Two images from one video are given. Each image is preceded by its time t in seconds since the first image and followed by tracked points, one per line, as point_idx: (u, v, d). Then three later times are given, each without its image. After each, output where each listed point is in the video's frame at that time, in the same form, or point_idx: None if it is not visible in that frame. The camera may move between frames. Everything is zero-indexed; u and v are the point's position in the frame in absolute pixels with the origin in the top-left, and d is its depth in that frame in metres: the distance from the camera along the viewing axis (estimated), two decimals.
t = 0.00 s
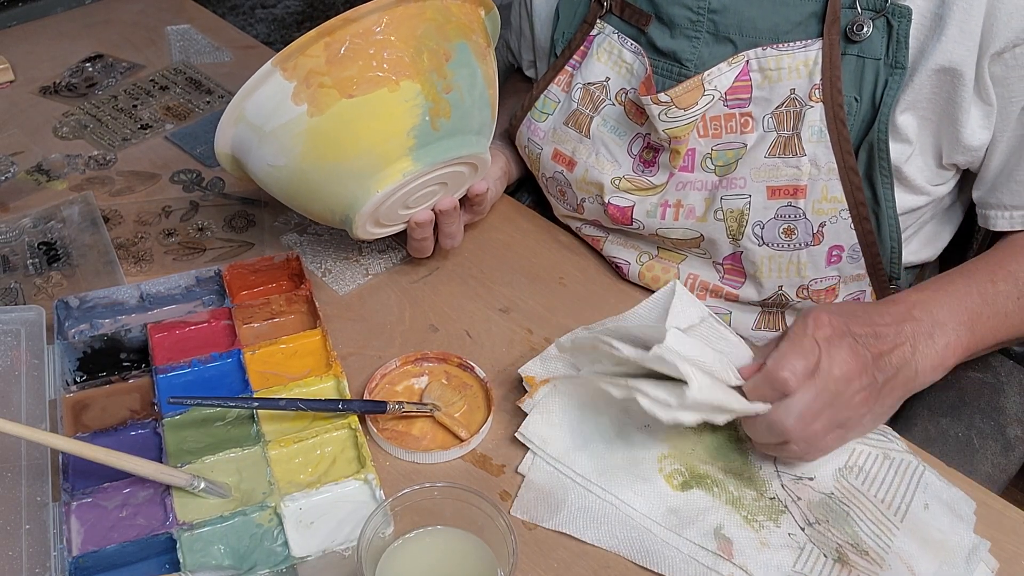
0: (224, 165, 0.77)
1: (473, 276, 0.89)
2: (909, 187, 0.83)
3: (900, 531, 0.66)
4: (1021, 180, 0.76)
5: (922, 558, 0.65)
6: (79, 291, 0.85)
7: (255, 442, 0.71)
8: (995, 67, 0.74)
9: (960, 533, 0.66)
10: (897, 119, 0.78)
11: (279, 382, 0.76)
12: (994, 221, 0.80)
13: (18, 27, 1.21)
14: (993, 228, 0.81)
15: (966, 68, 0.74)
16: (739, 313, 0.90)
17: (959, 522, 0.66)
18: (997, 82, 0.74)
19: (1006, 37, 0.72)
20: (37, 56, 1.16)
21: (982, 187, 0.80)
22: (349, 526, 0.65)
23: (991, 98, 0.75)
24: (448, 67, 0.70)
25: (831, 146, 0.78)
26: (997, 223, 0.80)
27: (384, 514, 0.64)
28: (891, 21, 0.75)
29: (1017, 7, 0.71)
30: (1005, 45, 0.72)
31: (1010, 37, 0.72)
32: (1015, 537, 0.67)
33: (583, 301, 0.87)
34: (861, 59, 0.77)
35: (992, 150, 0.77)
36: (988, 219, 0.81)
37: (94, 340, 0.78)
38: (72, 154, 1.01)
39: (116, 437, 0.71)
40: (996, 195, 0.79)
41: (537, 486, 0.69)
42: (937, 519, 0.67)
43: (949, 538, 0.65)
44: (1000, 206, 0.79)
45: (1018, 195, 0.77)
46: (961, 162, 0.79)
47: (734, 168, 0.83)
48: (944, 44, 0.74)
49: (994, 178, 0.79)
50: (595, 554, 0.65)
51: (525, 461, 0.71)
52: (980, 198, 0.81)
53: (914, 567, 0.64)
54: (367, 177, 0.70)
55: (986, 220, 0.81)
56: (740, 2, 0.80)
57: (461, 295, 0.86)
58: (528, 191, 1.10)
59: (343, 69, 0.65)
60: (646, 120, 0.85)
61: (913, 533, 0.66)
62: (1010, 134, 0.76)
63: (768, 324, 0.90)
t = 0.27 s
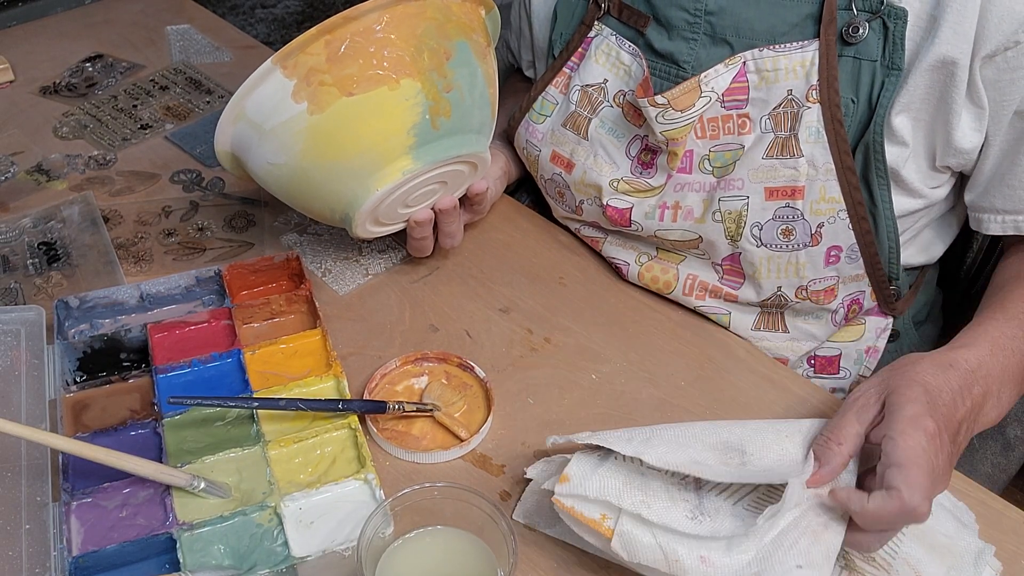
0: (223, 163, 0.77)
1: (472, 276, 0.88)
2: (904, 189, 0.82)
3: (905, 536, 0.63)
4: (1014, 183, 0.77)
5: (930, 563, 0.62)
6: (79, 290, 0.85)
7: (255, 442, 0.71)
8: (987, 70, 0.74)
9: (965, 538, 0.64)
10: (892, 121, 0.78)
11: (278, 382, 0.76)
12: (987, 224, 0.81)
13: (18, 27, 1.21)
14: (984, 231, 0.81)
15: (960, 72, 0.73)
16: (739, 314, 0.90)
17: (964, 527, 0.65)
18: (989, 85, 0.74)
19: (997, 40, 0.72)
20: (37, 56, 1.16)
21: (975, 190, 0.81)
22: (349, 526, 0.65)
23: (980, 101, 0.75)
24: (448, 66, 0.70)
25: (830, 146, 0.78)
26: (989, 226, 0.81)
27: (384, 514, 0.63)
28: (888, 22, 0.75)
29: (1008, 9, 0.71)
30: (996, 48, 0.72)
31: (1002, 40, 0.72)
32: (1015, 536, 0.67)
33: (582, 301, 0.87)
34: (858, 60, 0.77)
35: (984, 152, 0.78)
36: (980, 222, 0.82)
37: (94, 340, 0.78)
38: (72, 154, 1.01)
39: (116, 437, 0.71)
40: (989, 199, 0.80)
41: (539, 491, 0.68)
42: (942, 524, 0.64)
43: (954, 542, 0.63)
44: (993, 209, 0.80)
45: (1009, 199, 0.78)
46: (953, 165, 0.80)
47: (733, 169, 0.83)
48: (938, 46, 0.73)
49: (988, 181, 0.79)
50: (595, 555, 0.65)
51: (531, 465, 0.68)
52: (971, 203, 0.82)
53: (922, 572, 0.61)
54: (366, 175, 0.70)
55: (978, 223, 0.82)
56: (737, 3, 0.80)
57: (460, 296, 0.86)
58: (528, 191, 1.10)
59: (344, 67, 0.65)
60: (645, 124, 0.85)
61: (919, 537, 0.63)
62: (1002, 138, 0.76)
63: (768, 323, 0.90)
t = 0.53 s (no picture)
0: (223, 165, 0.77)
1: (472, 276, 0.88)
2: (905, 191, 0.82)
3: (903, 533, 0.66)
4: (1017, 185, 0.77)
5: (927, 559, 0.65)
6: (79, 291, 0.85)
7: (254, 442, 0.71)
8: (989, 73, 0.74)
9: (964, 534, 0.66)
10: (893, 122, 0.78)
11: (278, 382, 0.76)
12: (991, 225, 0.81)
13: (18, 27, 1.21)
14: (988, 232, 0.82)
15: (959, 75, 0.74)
16: (739, 315, 0.89)
17: (962, 523, 0.66)
18: (991, 87, 0.74)
19: (999, 43, 0.72)
20: (37, 56, 1.16)
21: (978, 192, 0.81)
22: (349, 526, 0.65)
23: (983, 101, 0.75)
24: (447, 68, 0.70)
25: (830, 148, 0.78)
26: (993, 227, 0.81)
27: (384, 514, 0.63)
28: (888, 24, 0.75)
29: (1012, 11, 0.71)
30: (999, 51, 0.72)
31: (1004, 43, 0.72)
32: (1015, 536, 0.67)
33: (582, 301, 0.87)
34: (858, 62, 0.77)
35: (987, 154, 0.78)
36: (984, 222, 0.82)
37: (94, 340, 0.78)
38: (72, 154, 1.01)
39: (116, 437, 0.71)
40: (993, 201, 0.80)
41: (539, 492, 0.69)
42: (940, 521, 0.67)
43: (953, 539, 0.65)
44: (997, 210, 0.80)
45: (1013, 200, 0.78)
46: (957, 166, 0.80)
47: (733, 169, 0.83)
48: (941, 49, 0.73)
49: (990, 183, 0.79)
50: (596, 555, 0.65)
51: (527, 465, 0.71)
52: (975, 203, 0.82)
53: (920, 568, 0.64)
54: (367, 178, 0.71)
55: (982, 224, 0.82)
56: (737, 4, 0.80)
57: (460, 296, 0.86)
58: (528, 191, 1.10)
59: (343, 71, 0.65)
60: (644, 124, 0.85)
61: (916, 534, 0.66)
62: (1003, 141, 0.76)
63: (768, 324, 0.90)
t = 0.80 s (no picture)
0: (224, 167, 0.76)
1: (472, 276, 0.88)
2: (908, 190, 0.82)
3: (903, 530, 0.66)
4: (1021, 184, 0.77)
5: (925, 556, 0.65)
6: (79, 290, 0.85)
7: (255, 441, 0.71)
8: (994, 73, 0.74)
9: (961, 530, 0.66)
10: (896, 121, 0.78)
11: (278, 382, 0.76)
12: (996, 223, 0.81)
13: (18, 27, 1.21)
14: (993, 230, 0.81)
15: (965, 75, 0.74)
16: (740, 314, 0.89)
17: (959, 520, 0.66)
18: (996, 86, 0.75)
19: (1006, 42, 0.72)
20: (37, 56, 1.16)
21: (983, 190, 0.81)
22: (349, 526, 0.65)
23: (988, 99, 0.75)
24: (450, 70, 0.70)
25: (832, 147, 0.78)
26: (998, 225, 0.81)
27: (384, 514, 0.63)
28: (890, 23, 0.74)
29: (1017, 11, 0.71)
30: (1005, 50, 0.72)
31: (1011, 42, 0.72)
32: (1015, 536, 0.67)
33: (582, 301, 0.87)
34: (861, 61, 0.76)
35: (993, 152, 0.78)
36: (988, 220, 0.82)
37: (94, 340, 0.78)
38: (72, 154, 1.01)
39: (116, 437, 0.71)
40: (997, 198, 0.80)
41: (537, 496, 0.68)
42: (937, 517, 0.67)
43: (951, 536, 0.66)
44: (1001, 209, 0.80)
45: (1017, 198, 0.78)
46: (963, 165, 0.80)
47: (734, 169, 0.83)
48: (946, 48, 0.73)
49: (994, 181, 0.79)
50: (596, 555, 0.65)
51: (524, 469, 0.70)
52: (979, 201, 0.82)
53: (919, 566, 0.64)
54: (369, 180, 0.71)
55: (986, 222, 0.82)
56: (739, 3, 0.80)
57: (460, 296, 0.86)
58: (528, 191, 1.10)
59: (346, 73, 0.65)
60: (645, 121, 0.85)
61: (914, 531, 0.66)
62: (1009, 139, 0.76)
63: (768, 323, 0.90)
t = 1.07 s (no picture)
0: (223, 169, 0.76)
1: (473, 276, 0.88)
2: (909, 190, 0.82)
3: (895, 506, 0.67)
4: None
5: (917, 531, 0.66)
6: (78, 291, 0.85)
7: (254, 442, 0.71)
8: (999, 73, 0.74)
9: (951, 506, 0.67)
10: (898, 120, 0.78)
11: (278, 382, 0.76)
12: (997, 223, 0.81)
13: (18, 27, 1.21)
14: (995, 230, 0.82)
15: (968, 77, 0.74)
16: (740, 314, 0.89)
17: (949, 495, 0.68)
18: (1000, 87, 0.75)
19: (1011, 44, 0.72)
20: (37, 56, 1.16)
21: (985, 190, 0.81)
22: (349, 526, 0.65)
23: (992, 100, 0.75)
24: (447, 73, 0.70)
25: (833, 147, 0.78)
26: (999, 225, 0.81)
27: (384, 514, 0.63)
28: (893, 23, 0.74)
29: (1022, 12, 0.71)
30: (1010, 51, 0.72)
31: (1015, 43, 0.72)
32: (1015, 535, 0.67)
33: (583, 301, 0.87)
34: (863, 61, 0.76)
35: (996, 152, 0.78)
36: (990, 220, 0.82)
37: (94, 340, 0.78)
38: (72, 154, 1.01)
39: (116, 437, 0.71)
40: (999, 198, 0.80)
41: (537, 479, 0.69)
42: (929, 493, 0.68)
43: (941, 511, 0.67)
44: (1003, 208, 0.80)
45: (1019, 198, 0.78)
46: (966, 166, 0.80)
47: (735, 169, 0.83)
48: (950, 49, 0.73)
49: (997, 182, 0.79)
50: (595, 554, 0.65)
51: (524, 449, 0.71)
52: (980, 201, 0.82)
53: (911, 540, 0.65)
54: (367, 183, 0.71)
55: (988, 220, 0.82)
56: (741, 2, 0.80)
57: (460, 296, 0.86)
58: (528, 191, 1.10)
59: (343, 77, 0.65)
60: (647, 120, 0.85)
61: (907, 507, 0.67)
62: (1013, 139, 0.76)
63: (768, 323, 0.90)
